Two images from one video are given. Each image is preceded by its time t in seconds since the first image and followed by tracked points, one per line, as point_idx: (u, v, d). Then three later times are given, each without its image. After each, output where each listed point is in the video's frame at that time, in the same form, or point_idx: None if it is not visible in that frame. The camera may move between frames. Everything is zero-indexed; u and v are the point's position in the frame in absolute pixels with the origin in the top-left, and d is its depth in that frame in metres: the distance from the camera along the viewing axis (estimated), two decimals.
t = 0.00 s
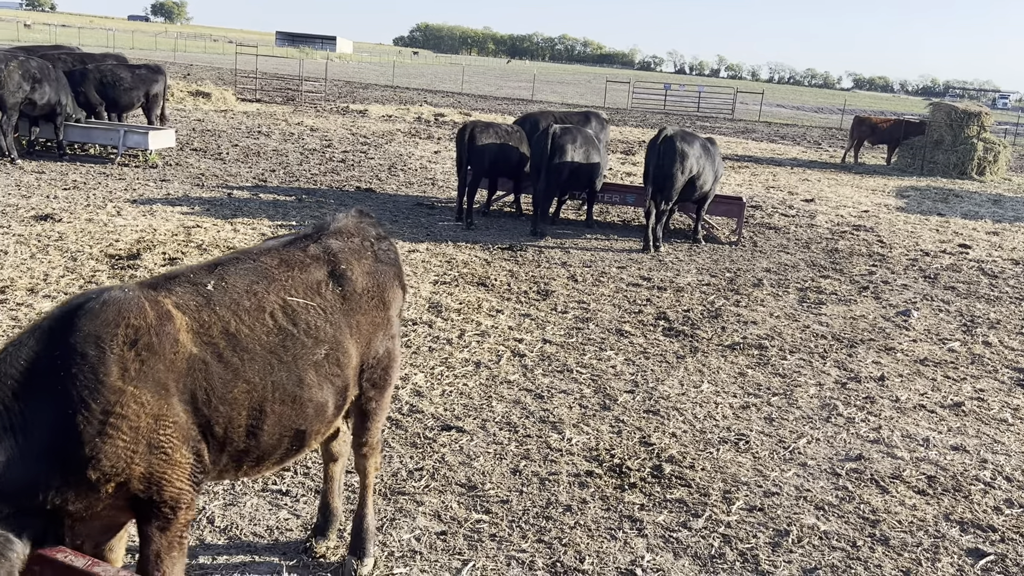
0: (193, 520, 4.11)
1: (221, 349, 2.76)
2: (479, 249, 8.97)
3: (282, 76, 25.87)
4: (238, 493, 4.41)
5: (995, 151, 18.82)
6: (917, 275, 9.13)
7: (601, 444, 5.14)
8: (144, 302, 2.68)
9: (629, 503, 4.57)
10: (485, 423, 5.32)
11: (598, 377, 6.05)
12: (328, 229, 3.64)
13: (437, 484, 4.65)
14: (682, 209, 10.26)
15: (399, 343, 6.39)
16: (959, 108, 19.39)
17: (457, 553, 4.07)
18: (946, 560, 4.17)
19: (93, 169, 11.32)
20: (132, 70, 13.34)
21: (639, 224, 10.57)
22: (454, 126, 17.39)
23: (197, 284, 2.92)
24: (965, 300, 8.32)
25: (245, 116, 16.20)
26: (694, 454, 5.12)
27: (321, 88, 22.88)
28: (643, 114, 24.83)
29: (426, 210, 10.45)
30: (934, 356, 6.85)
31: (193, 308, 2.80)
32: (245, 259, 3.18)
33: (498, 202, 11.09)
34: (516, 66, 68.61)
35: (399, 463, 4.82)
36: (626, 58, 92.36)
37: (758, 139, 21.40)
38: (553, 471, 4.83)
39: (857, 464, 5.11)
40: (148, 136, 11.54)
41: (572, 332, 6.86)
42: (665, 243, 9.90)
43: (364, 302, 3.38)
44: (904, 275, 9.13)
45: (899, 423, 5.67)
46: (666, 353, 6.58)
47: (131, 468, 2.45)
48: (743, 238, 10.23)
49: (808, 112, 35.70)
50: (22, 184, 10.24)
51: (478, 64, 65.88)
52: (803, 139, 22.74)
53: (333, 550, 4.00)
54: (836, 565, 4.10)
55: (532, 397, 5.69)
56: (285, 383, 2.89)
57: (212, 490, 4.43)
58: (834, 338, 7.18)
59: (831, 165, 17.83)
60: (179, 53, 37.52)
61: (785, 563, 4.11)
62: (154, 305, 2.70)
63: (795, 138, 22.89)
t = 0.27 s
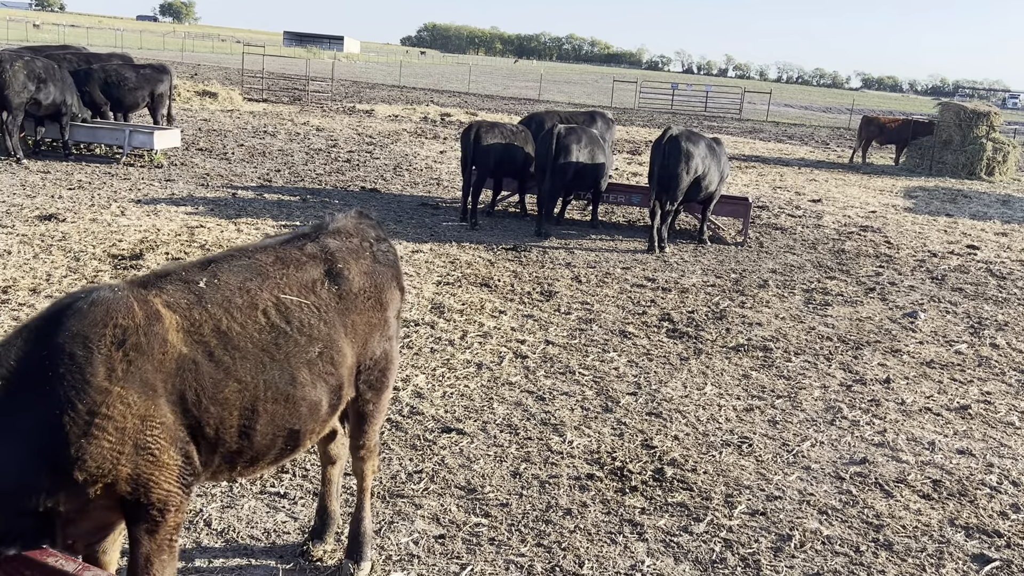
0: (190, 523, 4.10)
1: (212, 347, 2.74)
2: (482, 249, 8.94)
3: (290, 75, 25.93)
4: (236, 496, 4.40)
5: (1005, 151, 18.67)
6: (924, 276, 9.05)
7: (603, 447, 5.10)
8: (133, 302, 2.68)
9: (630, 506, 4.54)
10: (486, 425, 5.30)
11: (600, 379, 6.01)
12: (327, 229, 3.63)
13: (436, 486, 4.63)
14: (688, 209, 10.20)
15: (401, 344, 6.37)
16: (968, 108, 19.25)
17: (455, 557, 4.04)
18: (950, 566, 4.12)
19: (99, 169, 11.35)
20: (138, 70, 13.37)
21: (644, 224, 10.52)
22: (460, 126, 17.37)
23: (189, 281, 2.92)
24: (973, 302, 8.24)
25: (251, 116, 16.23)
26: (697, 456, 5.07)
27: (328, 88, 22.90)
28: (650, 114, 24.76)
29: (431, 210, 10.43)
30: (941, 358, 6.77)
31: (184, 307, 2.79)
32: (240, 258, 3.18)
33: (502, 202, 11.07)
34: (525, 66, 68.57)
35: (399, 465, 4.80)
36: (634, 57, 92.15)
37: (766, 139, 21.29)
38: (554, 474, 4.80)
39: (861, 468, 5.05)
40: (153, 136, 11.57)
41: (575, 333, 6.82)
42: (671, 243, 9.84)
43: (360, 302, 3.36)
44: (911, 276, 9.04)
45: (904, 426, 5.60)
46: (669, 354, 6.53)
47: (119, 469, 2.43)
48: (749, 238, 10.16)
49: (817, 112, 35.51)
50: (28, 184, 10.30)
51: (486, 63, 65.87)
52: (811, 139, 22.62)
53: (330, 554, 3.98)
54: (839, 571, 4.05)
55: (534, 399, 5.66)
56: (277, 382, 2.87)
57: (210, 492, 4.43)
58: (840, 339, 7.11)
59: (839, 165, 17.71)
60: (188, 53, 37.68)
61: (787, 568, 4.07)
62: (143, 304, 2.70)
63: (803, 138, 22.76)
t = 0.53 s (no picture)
0: (199, 523, 4.11)
1: (222, 342, 2.75)
2: (492, 249, 8.93)
3: (301, 76, 26.03)
4: (245, 496, 4.41)
5: (1019, 151, 18.49)
6: (938, 277, 8.96)
7: (613, 448, 5.07)
8: (142, 299, 2.68)
9: (640, 508, 4.51)
10: (495, 426, 5.28)
11: (610, 380, 5.97)
12: (335, 227, 3.64)
13: (445, 488, 4.62)
14: (699, 209, 10.15)
15: (410, 345, 6.36)
16: (982, 107, 19.07)
17: (463, 559, 4.03)
18: (965, 570, 4.06)
19: (111, 170, 11.42)
20: (149, 71, 13.43)
21: (655, 225, 10.47)
22: (471, 126, 17.37)
23: (196, 275, 2.92)
24: (987, 302, 8.15)
25: (263, 117, 16.29)
26: (707, 458, 5.03)
27: (339, 89, 22.97)
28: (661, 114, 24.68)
29: (441, 211, 10.42)
30: (955, 359, 6.70)
31: (193, 302, 2.79)
32: (246, 251, 3.18)
33: (513, 202, 11.04)
34: (536, 66, 68.56)
35: (407, 466, 4.79)
36: (645, 57, 91.94)
37: (778, 138, 21.17)
38: (564, 476, 4.77)
39: (874, 470, 5.00)
40: (164, 136, 11.63)
41: (585, 333, 6.79)
42: (682, 244, 9.79)
43: (368, 299, 3.37)
44: (925, 277, 8.96)
45: (918, 428, 5.54)
46: (680, 355, 6.49)
47: (132, 467, 2.44)
48: (761, 239, 10.10)
49: (829, 112, 35.29)
50: (41, 185, 10.39)
51: (497, 64, 65.88)
52: (823, 138, 22.47)
53: (339, 555, 3.98)
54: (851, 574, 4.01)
55: (543, 400, 5.63)
56: (285, 375, 2.88)
57: (218, 493, 4.43)
58: (852, 340, 7.05)
59: (852, 165, 17.59)
60: (200, 55, 37.92)
61: (799, 572, 4.03)
62: (152, 301, 2.70)
63: (815, 138, 22.62)
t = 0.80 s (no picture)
0: (214, 524, 4.13)
1: (242, 339, 2.77)
2: (507, 250, 8.92)
3: (317, 78, 26.17)
4: (260, 497, 4.43)
5: None
6: (956, 277, 8.86)
7: (628, 450, 5.04)
8: (162, 298, 2.70)
9: (656, 510, 4.49)
10: (510, 427, 5.27)
11: (625, 380, 5.95)
12: (354, 224, 3.67)
13: (459, 489, 4.62)
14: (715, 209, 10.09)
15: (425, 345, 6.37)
16: (1001, 105, 18.86)
17: (478, 560, 4.03)
18: (987, 574, 4.00)
19: (128, 171, 11.52)
20: (166, 73, 13.54)
21: (670, 225, 10.42)
22: (485, 127, 17.38)
23: (215, 271, 2.95)
24: (1008, 303, 8.05)
25: (278, 118, 16.39)
26: (724, 460, 5.00)
27: (354, 90, 23.06)
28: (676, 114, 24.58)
29: (455, 211, 10.43)
30: (975, 360, 6.61)
31: (212, 299, 2.82)
32: (264, 245, 3.20)
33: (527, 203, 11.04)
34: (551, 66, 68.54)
35: (422, 467, 4.79)
36: (659, 57, 91.65)
37: (794, 138, 21.03)
38: (579, 477, 4.76)
39: (893, 472, 4.95)
40: (181, 138, 11.72)
41: (600, 334, 6.77)
42: (697, 244, 9.74)
43: (386, 296, 3.40)
44: (943, 277, 8.86)
45: (937, 429, 5.47)
46: (696, 356, 6.45)
47: (152, 465, 2.46)
48: (777, 239, 10.03)
49: (846, 111, 35.03)
50: (59, 186, 10.52)
51: (512, 65, 65.92)
52: (840, 138, 22.29)
53: (353, 556, 3.99)
54: None
55: (558, 401, 5.62)
56: (303, 370, 2.90)
57: (233, 493, 4.46)
58: (870, 341, 6.98)
59: (869, 164, 17.43)
60: (217, 57, 38.21)
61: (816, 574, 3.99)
62: (172, 299, 2.72)
63: (832, 137, 22.44)
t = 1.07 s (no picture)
0: (238, 523, 4.16)
1: (275, 340, 2.85)
2: (526, 250, 8.93)
3: (336, 79, 26.34)
4: (282, 497, 4.46)
5: None
6: (981, 277, 8.75)
7: (649, 451, 5.03)
8: (199, 296, 2.76)
9: (678, 512, 4.47)
10: (531, 428, 5.27)
11: (646, 382, 5.92)
12: (379, 226, 3.74)
13: (481, 490, 4.62)
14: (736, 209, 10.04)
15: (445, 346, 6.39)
16: None
17: (500, 561, 4.03)
18: None
19: (151, 173, 11.66)
20: (188, 76, 13.68)
21: (690, 225, 10.38)
22: (503, 127, 17.39)
23: (248, 272, 3.02)
24: None
25: (298, 120, 16.51)
26: (746, 462, 4.97)
27: (373, 92, 23.18)
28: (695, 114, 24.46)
29: (474, 212, 10.45)
30: (1000, 362, 6.52)
31: (245, 300, 2.89)
32: (293, 247, 3.28)
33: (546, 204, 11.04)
34: (569, 66, 68.48)
35: (443, 468, 4.81)
36: (677, 57, 91.25)
37: (814, 138, 20.86)
38: (600, 479, 4.75)
39: (918, 475, 4.89)
40: (202, 140, 11.84)
41: (621, 335, 6.75)
42: (718, 244, 9.69)
43: (411, 298, 3.48)
44: (968, 277, 8.75)
45: (963, 432, 5.40)
46: (717, 357, 6.42)
47: (191, 464, 2.55)
48: (798, 239, 9.94)
49: (866, 110, 34.69)
50: (83, 188, 10.66)
51: (530, 65, 65.92)
52: (861, 137, 22.08)
53: (376, 556, 4.02)
54: None
55: (579, 402, 5.61)
56: (333, 371, 2.99)
57: (257, 493, 4.49)
58: (893, 342, 6.91)
59: (891, 164, 17.25)
60: (237, 59, 38.57)
61: None
62: (209, 298, 2.79)
63: (853, 136, 22.23)
